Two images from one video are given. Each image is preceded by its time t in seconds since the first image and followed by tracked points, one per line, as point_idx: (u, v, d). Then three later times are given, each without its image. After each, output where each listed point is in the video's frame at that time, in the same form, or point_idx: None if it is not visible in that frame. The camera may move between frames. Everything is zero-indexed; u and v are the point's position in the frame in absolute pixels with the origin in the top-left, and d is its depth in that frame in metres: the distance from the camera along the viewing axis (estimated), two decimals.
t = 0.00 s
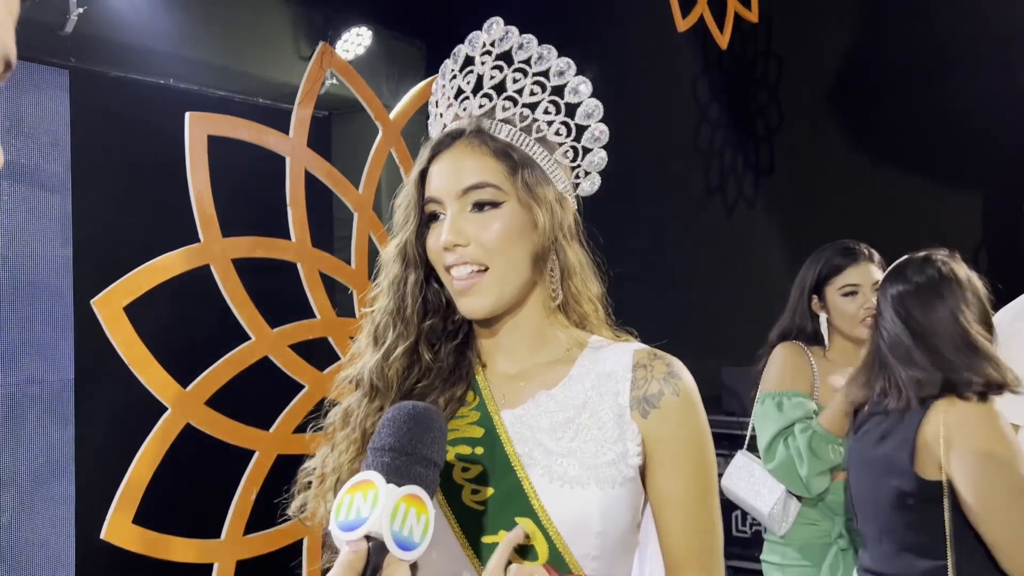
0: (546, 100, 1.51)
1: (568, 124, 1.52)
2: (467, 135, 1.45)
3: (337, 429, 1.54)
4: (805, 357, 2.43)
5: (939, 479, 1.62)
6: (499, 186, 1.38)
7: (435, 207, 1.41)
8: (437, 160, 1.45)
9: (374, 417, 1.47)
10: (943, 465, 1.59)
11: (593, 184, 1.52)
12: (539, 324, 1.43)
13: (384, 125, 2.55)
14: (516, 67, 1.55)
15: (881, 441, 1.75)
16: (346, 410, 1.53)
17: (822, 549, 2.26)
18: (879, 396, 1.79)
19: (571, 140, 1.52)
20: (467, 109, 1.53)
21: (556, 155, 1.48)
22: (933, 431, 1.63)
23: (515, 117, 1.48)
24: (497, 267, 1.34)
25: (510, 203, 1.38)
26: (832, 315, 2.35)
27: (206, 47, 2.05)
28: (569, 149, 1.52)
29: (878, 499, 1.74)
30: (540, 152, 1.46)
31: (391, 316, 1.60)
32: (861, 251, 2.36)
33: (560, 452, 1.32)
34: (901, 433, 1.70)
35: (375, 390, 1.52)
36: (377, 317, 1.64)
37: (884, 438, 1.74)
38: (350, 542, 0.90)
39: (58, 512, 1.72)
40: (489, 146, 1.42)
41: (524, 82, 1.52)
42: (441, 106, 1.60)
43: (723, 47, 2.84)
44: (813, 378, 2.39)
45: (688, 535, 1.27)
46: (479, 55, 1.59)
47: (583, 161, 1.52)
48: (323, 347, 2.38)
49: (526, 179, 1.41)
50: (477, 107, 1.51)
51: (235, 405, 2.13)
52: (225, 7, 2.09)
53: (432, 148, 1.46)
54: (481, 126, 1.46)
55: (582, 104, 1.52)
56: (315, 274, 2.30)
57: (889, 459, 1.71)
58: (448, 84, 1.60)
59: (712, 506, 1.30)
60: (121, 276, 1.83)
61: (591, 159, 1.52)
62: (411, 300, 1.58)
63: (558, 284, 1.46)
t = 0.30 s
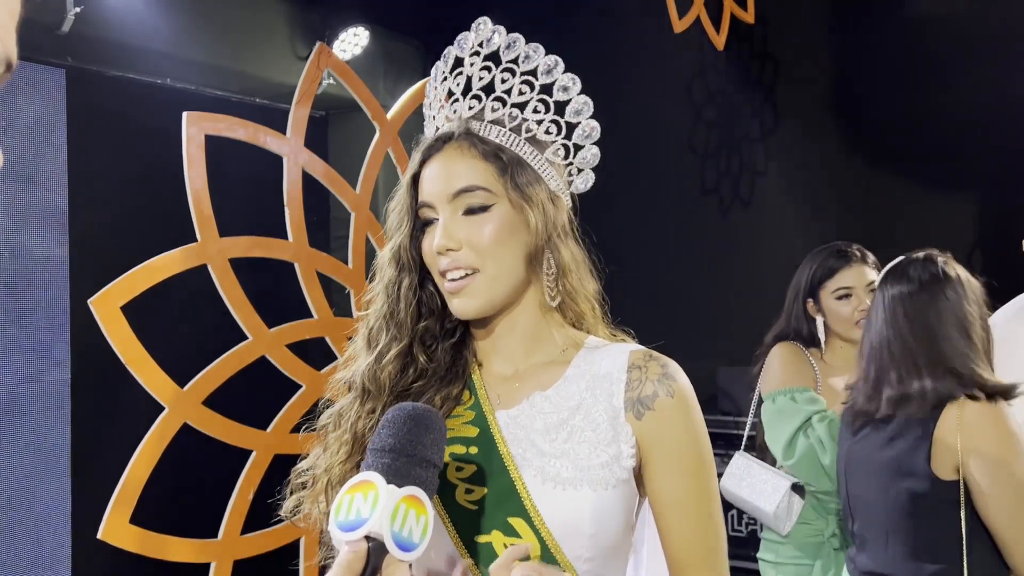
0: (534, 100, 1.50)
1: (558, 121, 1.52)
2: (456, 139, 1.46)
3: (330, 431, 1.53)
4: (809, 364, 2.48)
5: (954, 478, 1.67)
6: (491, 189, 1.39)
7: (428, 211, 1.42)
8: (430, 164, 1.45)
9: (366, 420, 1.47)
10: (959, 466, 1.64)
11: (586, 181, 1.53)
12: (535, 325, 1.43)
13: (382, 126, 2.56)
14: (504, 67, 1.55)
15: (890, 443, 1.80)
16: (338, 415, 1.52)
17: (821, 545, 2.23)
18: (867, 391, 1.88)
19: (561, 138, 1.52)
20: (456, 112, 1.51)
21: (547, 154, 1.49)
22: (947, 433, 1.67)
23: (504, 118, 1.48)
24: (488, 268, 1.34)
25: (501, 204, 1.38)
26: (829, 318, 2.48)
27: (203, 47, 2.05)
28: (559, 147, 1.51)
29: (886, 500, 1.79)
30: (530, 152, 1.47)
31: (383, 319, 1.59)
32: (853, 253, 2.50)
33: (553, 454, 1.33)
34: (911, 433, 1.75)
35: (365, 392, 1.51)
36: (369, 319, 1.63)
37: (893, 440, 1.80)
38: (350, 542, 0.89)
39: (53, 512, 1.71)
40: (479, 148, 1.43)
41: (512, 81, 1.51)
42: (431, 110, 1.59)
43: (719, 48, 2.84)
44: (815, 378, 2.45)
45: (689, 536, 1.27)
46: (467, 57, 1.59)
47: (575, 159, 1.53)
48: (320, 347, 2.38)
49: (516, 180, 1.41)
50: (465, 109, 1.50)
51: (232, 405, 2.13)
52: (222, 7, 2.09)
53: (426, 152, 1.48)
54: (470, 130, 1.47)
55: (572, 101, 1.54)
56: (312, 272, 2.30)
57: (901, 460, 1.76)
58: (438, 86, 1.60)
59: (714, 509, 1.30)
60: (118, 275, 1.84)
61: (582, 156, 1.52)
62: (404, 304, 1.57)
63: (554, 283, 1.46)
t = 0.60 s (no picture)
0: (541, 103, 1.51)
1: (564, 125, 1.52)
2: (465, 139, 1.45)
3: (335, 433, 1.56)
4: (806, 365, 2.49)
5: (955, 471, 1.68)
6: (496, 188, 1.39)
7: (433, 209, 1.42)
8: (436, 162, 1.45)
9: (367, 420, 1.48)
10: (960, 458, 1.66)
11: (589, 185, 1.53)
12: (539, 326, 1.44)
13: (378, 126, 2.58)
14: (510, 71, 1.55)
15: (885, 445, 1.80)
16: (342, 414, 1.54)
17: (823, 547, 2.27)
18: (851, 392, 1.91)
19: (566, 141, 1.52)
20: (462, 113, 1.51)
21: (551, 156, 1.50)
22: (943, 428, 1.69)
23: (510, 121, 1.48)
24: (496, 267, 1.36)
25: (508, 203, 1.39)
26: (824, 320, 2.47)
27: (199, 47, 2.05)
28: (565, 150, 1.52)
29: (883, 502, 1.80)
30: (535, 154, 1.47)
31: (384, 319, 1.60)
32: (846, 256, 2.50)
33: (558, 456, 1.33)
34: (906, 432, 1.76)
35: (367, 394, 1.52)
36: (371, 321, 1.64)
37: (888, 442, 1.80)
38: (361, 542, 0.88)
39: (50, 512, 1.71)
40: (486, 147, 1.43)
41: (519, 85, 1.52)
42: (435, 112, 1.58)
43: (716, 49, 2.86)
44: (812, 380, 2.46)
45: (680, 537, 1.28)
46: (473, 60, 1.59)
47: (579, 162, 1.53)
48: (317, 348, 2.38)
49: (522, 181, 1.42)
50: (472, 111, 1.50)
51: (229, 407, 2.12)
52: (219, 8, 2.10)
53: (430, 151, 1.47)
54: (478, 130, 1.46)
55: (577, 106, 1.53)
56: (308, 273, 2.31)
57: (897, 461, 1.77)
58: (443, 90, 1.60)
59: (707, 513, 1.31)
60: (116, 275, 1.85)
61: (586, 160, 1.53)
62: (404, 304, 1.58)
63: (557, 286, 1.46)
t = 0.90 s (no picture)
0: (563, 108, 1.51)
1: (584, 131, 1.54)
2: (488, 142, 1.46)
3: (354, 438, 1.52)
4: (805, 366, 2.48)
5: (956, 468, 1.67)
6: (523, 192, 1.40)
7: (458, 213, 1.42)
8: (460, 166, 1.45)
9: (392, 427, 1.46)
10: (961, 456, 1.65)
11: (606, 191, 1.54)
12: (557, 329, 1.44)
13: (376, 125, 2.57)
14: (531, 75, 1.56)
15: (881, 446, 1.79)
16: (362, 421, 1.52)
17: (828, 548, 2.27)
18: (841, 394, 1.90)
19: (587, 147, 1.53)
20: (482, 115, 1.52)
21: (574, 161, 1.50)
22: (939, 426, 1.67)
23: (533, 125, 1.49)
24: (522, 272, 1.35)
25: (536, 208, 1.40)
26: (821, 320, 2.47)
27: (196, 45, 2.04)
28: (585, 156, 1.53)
29: (886, 502, 1.81)
30: (559, 159, 1.48)
31: (407, 323, 1.57)
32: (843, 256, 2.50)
33: (582, 457, 1.33)
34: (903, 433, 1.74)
35: (393, 400, 1.50)
36: (391, 326, 1.61)
37: (884, 444, 1.79)
38: (384, 544, 0.85)
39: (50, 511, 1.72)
40: (512, 153, 1.45)
41: (540, 89, 1.52)
42: (449, 112, 1.58)
43: (714, 48, 2.85)
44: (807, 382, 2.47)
45: (707, 541, 1.28)
46: (491, 61, 1.60)
47: (596, 168, 1.53)
48: (316, 347, 2.37)
49: (551, 187, 1.43)
50: (493, 114, 1.51)
51: (229, 407, 2.11)
52: (216, 7, 2.09)
53: (453, 155, 1.47)
54: (503, 133, 1.47)
55: (597, 112, 1.53)
56: (307, 273, 2.30)
57: (898, 461, 1.75)
58: (457, 90, 1.60)
59: (732, 519, 1.30)
60: (115, 275, 1.84)
61: (604, 166, 1.53)
62: (430, 308, 1.55)
63: (580, 289, 1.47)
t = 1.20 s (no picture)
0: (564, 116, 1.56)
1: (585, 140, 1.57)
2: (490, 147, 1.49)
3: (353, 448, 1.53)
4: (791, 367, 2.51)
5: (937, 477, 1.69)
6: (524, 199, 1.42)
7: (456, 217, 1.44)
8: (461, 171, 1.46)
9: (392, 436, 1.48)
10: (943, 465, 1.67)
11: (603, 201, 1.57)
12: (551, 335, 1.47)
13: (367, 125, 2.54)
14: (533, 81, 1.60)
15: (866, 454, 1.82)
16: (361, 431, 1.53)
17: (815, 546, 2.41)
18: (836, 394, 1.91)
19: (587, 156, 1.57)
20: (483, 119, 1.54)
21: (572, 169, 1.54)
22: (921, 433, 1.70)
23: (534, 132, 1.53)
24: (520, 280, 1.37)
25: (535, 216, 1.42)
26: (812, 323, 2.49)
27: (185, 44, 2.02)
28: (585, 165, 1.57)
29: (876, 507, 1.82)
30: (559, 167, 1.52)
31: (406, 328, 1.58)
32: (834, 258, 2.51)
33: (582, 466, 1.36)
34: (886, 440, 1.77)
35: (393, 408, 1.52)
36: (389, 333, 1.61)
37: (868, 452, 1.82)
38: (388, 561, 0.85)
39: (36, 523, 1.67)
40: (512, 160, 1.47)
41: (542, 96, 1.57)
42: (448, 116, 1.61)
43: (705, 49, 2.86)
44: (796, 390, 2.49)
45: (689, 543, 1.35)
46: (491, 66, 1.62)
47: (595, 178, 1.57)
48: (306, 349, 2.36)
49: (550, 197, 1.45)
50: (494, 119, 1.53)
51: (218, 410, 2.10)
52: (205, 6, 2.08)
53: (454, 159, 1.48)
54: (505, 139, 1.50)
55: (598, 122, 1.57)
56: (297, 274, 2.28)
57: (881, 469, 1.78)
58: (456, 93, 1.62)
59: (711, 524, 1.37)
60: (103, 277, 1.82)
61: (602, 175, 1.58)
62: (428, 313, 1.56)
63: (577, 297, 1.52)
